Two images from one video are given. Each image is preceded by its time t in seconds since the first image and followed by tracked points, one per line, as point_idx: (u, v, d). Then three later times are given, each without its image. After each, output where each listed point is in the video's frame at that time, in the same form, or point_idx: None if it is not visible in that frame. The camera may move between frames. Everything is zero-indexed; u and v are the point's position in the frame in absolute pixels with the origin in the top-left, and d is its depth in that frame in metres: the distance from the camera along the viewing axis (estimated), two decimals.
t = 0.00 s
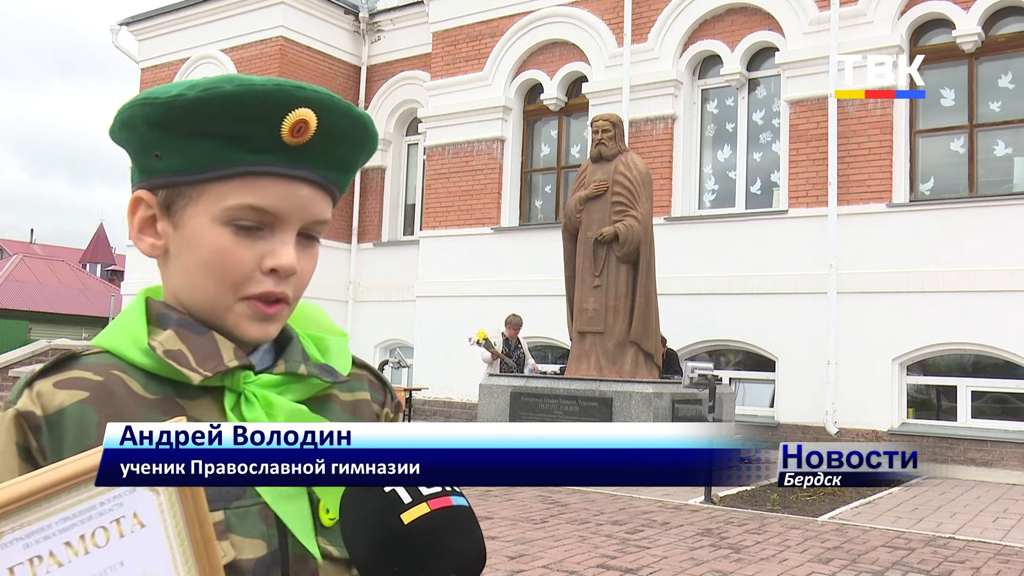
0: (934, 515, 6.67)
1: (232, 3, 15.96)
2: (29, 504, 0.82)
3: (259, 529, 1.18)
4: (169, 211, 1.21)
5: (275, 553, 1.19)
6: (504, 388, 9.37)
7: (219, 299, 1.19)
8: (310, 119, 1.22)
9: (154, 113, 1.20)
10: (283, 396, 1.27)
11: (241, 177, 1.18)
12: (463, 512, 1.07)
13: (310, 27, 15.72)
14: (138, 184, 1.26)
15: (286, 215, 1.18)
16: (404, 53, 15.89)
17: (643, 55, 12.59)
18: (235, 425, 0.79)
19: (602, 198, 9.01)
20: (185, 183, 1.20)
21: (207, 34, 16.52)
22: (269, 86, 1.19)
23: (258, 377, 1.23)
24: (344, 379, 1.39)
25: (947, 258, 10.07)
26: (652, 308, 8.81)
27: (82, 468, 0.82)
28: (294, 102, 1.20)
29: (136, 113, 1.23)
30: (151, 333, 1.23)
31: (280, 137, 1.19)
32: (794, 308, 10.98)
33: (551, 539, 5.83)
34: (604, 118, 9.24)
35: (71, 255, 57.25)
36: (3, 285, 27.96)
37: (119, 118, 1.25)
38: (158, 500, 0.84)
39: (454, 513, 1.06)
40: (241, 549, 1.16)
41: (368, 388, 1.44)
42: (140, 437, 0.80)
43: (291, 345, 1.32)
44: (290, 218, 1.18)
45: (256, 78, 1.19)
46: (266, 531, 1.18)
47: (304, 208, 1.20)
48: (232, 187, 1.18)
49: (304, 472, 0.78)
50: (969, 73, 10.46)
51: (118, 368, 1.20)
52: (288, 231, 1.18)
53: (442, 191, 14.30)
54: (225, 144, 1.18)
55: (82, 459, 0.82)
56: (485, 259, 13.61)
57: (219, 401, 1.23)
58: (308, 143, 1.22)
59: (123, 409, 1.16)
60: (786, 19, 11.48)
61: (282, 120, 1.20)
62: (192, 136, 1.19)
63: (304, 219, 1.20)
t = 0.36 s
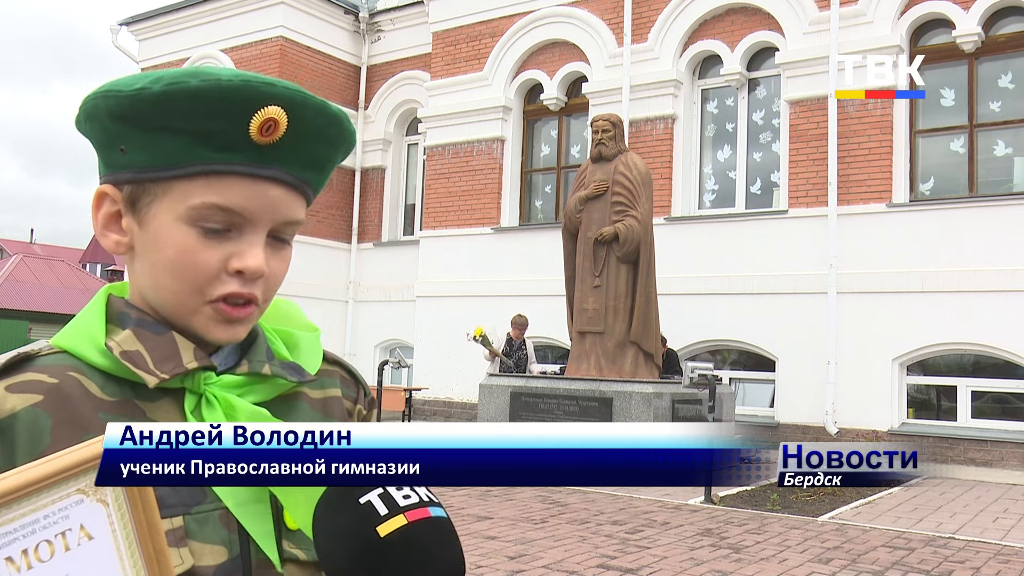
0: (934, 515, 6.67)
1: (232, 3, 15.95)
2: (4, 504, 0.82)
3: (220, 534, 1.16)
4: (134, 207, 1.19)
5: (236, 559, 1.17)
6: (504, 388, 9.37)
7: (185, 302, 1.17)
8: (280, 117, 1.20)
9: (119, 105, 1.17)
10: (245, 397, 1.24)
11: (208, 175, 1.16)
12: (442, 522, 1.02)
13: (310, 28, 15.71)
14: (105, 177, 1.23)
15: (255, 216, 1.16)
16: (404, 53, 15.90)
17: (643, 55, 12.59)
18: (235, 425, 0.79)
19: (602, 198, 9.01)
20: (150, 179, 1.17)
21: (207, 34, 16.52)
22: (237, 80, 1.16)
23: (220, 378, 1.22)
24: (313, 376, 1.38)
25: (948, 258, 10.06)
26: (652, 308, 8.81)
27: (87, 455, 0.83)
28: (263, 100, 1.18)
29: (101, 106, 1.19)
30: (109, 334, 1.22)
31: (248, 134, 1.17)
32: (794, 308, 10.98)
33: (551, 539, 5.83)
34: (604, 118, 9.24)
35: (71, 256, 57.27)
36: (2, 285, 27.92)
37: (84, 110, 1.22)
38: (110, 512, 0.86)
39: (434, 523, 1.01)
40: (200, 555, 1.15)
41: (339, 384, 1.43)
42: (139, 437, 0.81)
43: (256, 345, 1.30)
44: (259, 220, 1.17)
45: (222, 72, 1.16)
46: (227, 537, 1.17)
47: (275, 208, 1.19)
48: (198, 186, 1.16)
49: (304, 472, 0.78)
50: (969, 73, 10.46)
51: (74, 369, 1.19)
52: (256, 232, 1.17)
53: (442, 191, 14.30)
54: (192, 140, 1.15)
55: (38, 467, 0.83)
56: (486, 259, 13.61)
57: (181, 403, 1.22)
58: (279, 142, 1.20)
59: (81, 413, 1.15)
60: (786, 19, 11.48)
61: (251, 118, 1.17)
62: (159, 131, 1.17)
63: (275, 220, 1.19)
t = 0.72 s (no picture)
0: (935, 515, 6.67)
1: (232, 3, 15.95)
2: None
3: (210, 535, 1.19)
4: (139, 210, 1.19)
5: (225, 559, 1.20)
6: (504, 388, 9.37)
7: (184, 310, 1.19)
8: (296, 139, 1.19)
9: (132, 112, 1.15)
10: (237, 397, 1.25)
11: (219, 192, 1.16)
12: (433, 523, 1.01)
13: (310, 28, 15.70)
14: (109, 177, 1.22)
15: (262, 234, 1.17)
16: (404, 54, 15.88)
17: (643, 55, 12.59)
18: (235, 425, 0.79)
19: (602, 198, 9.01)
20: (157, 187, 1.17)
21: (207, 34, 16.52)
22: (257, 101, 1.15)
23: (210, 378, 1.22)
24: (305, 376, 1.39)
25: (948, 259, 10.05)
26: (652, 308, 8.81)
27: (85, 451, 0.84)
28: (282, 122, 1.17)
29: (112, 108, 1.17)
30: (99, 332, 1.23)
31: (263, 155, 1.16)
32: (794, 309, 10.97)
33: (551, 539, 5.83)
34: (604, 119, 9.24)
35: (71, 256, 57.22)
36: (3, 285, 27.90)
37: (93, 108, 1.20)
38: (96, 513, 0.87)
39: (424, 524, 0.99)
40: (190, 555, 1.18)
41: (332, 384, 1.44)
42: (140, 437, 0.81)
43: (249, 345, 1.30)
44: (265, 237, 1.18)
45: (243, 92, 1.15)
46: (217, 537, 1.20)
47: (281, 227, 1.20)
48: (207, 200, 1.16)
49: (305, 472, 0.78)
50: (969, 73, 10.46)
51: (65, 368, 1.20)
52: (261, 248, 1.18)
53: (442, 191, 14.31)
54: (204, 154, 1.15)
55: (28, 467, 0.84)
56: (486, 259, 13.61)
57: (172, 402, 1.23)
58: (294, 162, 1.20)
59: (71, 413, 1.16)
60: (786, 19, 11.48)
61: (268, 138, 1.17)
62: (170, 140, 1.16)
63: (279, 237, 1.20)
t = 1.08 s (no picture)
0: (935, 516, 6.67)
1: (232, 3, 15.95)
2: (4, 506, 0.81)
3: (235, 534, 1.16)
4: (162, 208, 1.19)
5: (251, 559, 1.17)
6: (504, 388, 9.37)
7: (207, 305, 1.17)
8: (318, 132, 1.21)
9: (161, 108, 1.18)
10: (259, 398, 1.25)
11: (242, 185, 1.16)
12: (446, 519, 1.02)
13: (310, 28, 15.71)
14: (132, 177, 1.23)
15: (285, 226, 1.16)
16: (404, 54, 15.87)
17: (643, 55, 12.60)
18: (234, 425, 0.80)
19: (602, 198, 9.01)
20: (181, 183, 1.18)
21: (207, 34, 16.53)
22: (281, 96, 1.18)
23: (234, 379, 1.21)
24: (325, 380, 1.39)
25: (948, 259, 10.05)
26: (652, 308, 8.81)
27: (83, 461, 0.83)
28: (306, 115, 1.19)
29: (139, 106, 1.20)
30: (125, 334, 1.22)
31: (286, 146, 1.18)
32: (794, 309, 10.97)
33: (551, 539, 5.83)
34: (604, 119, 9.24)
35: (71, 256, 57.24)
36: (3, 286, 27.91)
37: (120, 110, 1.23)
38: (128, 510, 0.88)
39: (437, 519, 1.00)
40: (215, 554, 1.15)
41: (350, 389, 1.44)
42: (140, 437, 0.81)
43: (270, 347, 1.30)
44: (287, 230, 1.17)
45: (268, 85, 1.18)
46: (242, 536, 1.17)
47: (302, 220, 1.19)
48: (231, 193, 1.16)
49: (304, 472, 0.78)
50: (969, 73, 10.46)
51: (91, 369, 1.18)
52: (283, 241, 1.16)
53: (442, 191, 14.31)
54: (229, 147, 1.16)
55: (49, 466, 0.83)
56: (486, 259, 13.61)
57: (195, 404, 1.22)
58: (316, 156, 1.22)
59: (97, 413, 1.15)
60: (786, 19, 11.48)
61: (291, 132, 1.19)
62: (195, 134, 1.17)
63: (300, 231, 1.19)
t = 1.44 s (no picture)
0: (935, 515, 6.68)
1: (232, 3, 15.94)
2: (52, 496, 0.96)
3: (285, 527, 1.26)
4: (222, 212, 1.30)
5: (299, 551, 1.27)
6: (504, 388, 9.38)
7: (263, 305, 1.27)
8: (370, 138, 1.33)
9: (225, 116, 1.29)
10: (309, 398, 1.33)
11: (300, 188, 1.27)
12: (474, 511, 1.14)
13: (310, 28, 15.72)
14: (192, 184, 1.34)
15: (338, 228, 1.27)
16: (404, 53, 15.85)
17: (643, 55, 12.59)
18: (235, 426, 0.84)
19: (602, 198, 9.01)
20: (242, 188, 1.28)
21: (207, 34, 16.54)
22: (338, 104, 1.30)
23: (284, 379, 1.31)
24: (368, 384, 1.47)
25: (948, 259, 10.06)
26: (652, 308, 8.80)
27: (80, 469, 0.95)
28: (360, 121, 1.32)
29: (203, 115, 1.31)
30: (182, 335, 1.31)
31: (342, 152, 1.30)
32: (794, 309, 10.97)
33: (551, 538, 5.83)
34: (604, 118, 9.23)
35: (71, 256, 57.22)
36: (3, 286, 27.91)
37: (182, 119, 1.33)
38: (191, 497, 1.02)
39: (465, 511, 1.13)
40: (267, 545, 1.24)
41: (391, 394, 1.52)
42: (139, 437, 0.86)
43: (317, 350, 1.38)
44: (341, 231, 1.28)
45: (325, 95, 1.29)
46: (291, 529, 1.26)
47: (354, 221, 1.30)
48: (290, 197, 1.27)
49: (305, 472, 0.82)
50: (969, 73, 10.46)
51: (150, 367, 1.28)
52: (335, 241, 1.27)
53: (442, 191, 14.31)
54: (289, 152, 1.27)
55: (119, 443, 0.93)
56: (485, 259, 13.60)
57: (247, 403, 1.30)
58: (367, 161, 1.33)
59: (157, 408, 1.24)
60: (786, 20, 11.49)
61: (346, 138, 1.30)
62: (256, 142, 1.28)
63: (352, 232, 1.30)
